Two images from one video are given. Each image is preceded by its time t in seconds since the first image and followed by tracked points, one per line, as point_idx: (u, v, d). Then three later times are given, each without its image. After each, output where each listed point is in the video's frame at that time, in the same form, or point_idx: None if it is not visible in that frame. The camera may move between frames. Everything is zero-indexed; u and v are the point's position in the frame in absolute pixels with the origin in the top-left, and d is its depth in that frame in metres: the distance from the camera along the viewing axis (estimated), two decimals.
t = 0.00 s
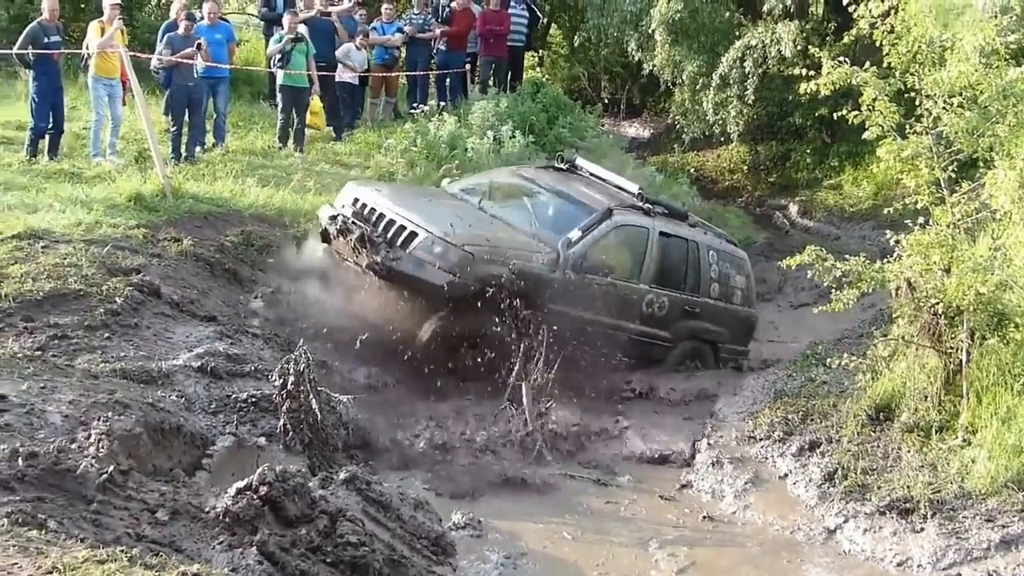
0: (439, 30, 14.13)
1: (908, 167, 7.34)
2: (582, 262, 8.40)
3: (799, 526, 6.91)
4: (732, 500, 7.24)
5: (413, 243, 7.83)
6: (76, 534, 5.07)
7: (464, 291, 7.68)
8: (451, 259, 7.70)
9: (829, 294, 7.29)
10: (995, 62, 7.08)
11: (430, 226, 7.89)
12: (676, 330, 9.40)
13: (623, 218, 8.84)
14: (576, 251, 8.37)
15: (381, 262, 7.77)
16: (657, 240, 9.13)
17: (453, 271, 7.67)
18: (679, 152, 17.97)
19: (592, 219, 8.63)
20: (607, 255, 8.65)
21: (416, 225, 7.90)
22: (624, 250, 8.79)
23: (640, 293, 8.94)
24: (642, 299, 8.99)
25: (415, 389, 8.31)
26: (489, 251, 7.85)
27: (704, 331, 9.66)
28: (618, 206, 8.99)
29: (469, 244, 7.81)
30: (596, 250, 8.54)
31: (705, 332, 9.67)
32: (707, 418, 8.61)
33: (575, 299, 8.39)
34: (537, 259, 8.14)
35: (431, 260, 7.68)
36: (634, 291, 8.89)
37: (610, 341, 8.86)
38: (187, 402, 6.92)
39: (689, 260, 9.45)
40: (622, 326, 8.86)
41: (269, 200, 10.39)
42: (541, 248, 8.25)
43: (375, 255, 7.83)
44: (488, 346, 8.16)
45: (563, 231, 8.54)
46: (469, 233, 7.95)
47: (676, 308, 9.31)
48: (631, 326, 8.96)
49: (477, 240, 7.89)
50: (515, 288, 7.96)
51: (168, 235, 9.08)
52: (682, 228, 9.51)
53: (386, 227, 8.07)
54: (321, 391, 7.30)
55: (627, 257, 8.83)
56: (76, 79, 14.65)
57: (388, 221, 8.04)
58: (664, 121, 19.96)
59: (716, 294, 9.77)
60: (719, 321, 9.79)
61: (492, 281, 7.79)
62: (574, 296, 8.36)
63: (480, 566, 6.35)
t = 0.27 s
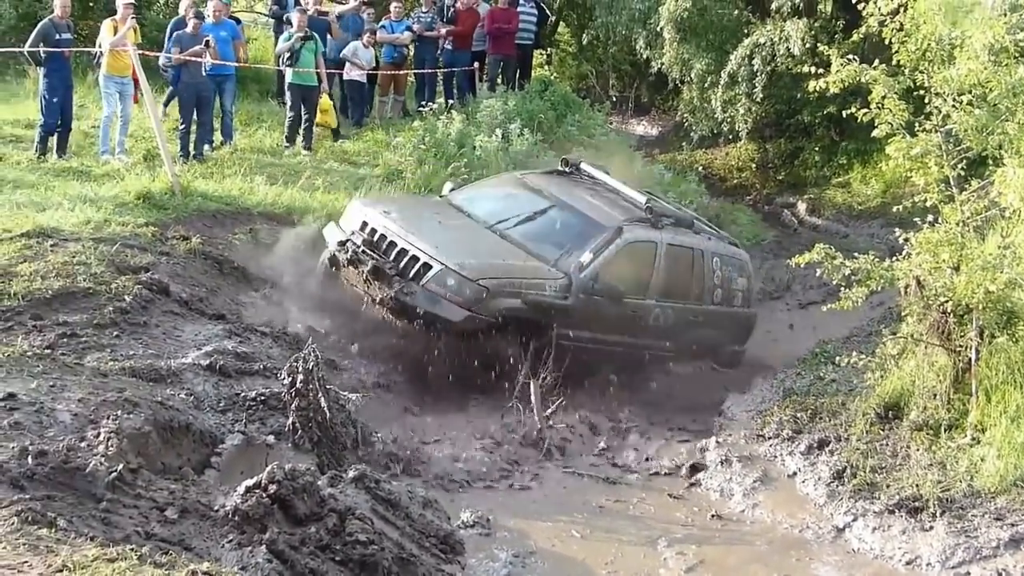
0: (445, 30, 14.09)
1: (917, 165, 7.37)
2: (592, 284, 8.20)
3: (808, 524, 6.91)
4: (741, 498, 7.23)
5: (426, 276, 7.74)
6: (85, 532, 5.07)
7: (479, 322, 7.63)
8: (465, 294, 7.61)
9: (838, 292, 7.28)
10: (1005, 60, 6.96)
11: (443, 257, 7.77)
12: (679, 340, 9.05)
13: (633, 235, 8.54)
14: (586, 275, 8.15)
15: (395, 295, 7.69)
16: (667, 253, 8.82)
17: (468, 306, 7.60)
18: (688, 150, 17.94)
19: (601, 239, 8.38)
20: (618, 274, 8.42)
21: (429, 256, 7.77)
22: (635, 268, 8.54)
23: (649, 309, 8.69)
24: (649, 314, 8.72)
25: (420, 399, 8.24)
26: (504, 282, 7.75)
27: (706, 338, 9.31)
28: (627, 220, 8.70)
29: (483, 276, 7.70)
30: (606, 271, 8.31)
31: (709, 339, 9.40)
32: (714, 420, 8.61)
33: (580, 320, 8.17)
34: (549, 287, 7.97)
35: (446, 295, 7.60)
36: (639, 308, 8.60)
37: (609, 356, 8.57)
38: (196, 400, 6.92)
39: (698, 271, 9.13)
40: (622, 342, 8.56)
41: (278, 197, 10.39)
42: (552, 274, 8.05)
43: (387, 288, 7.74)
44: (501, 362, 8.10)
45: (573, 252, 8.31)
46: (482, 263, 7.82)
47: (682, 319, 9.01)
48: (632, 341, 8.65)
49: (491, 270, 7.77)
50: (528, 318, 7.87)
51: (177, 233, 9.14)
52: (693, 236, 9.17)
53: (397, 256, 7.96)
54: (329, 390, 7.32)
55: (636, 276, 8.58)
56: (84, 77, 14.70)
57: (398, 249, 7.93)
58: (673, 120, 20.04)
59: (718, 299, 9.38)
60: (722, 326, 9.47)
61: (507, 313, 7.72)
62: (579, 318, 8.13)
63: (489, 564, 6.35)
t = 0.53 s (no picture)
0: (444, 31, 14.08)
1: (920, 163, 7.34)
2: (593, 289, 8.20)
3: (811, 522, 6.91)
4: (743, 497, 7.23)
5: (428, 281, 7.65)
6: (88, 532, 5.07)
7: (481, 328, 7.58)
8: (469, 300, 7.55)
9: (840, 291, 7.28)
10: (1007, 58, 6.97)
11: (445, 264, 7.69)
12: (672, 342, 9.03)
13: (632, 238, 8.53)
14: (587, 279, 8.16)
15: (396, 302, 7.58)
16: (665, 255, 8.81)
17: (471, 313, 7.55)
18: (689, 149, 17.91)
19: (601, 242, 8.37)
20: (617, 279, 8.42)
21: (431, 262, 7.69)
22: (634, 272, 8.54)
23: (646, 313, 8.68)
24: (644, 318, 8.71)
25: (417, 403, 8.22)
26: (507, 288, 7.70)
27: (699, 339, 9.27)
28: (625, 222, 8.68)
29: (488, 283, 7.63)
30: (606, 275, 8.32)
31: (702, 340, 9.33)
32: (716, 419, 8.60)
33: (577, 325, 8.17)
34: (551, 292, 7.94)
35: (449, 302, 7.53)
36: (636, 311, 8.59)
37: (602, 359, 8.58)
38: (199, 400, 6.93)
39: (695, 272, 9.12)
40: (615, 345, 8.56)
41: (280, 196, 10.38)
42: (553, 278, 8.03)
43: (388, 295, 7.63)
44: (505, 364, 8.07)
45: (573, 255, 8.30)
46: (485, 268, 7.76)
47: (675, 320, 8.98)
48: (625, 344, 8.65)
49: (494, 276, 7.70)
50: (529, 324, 7.85)
51: (179, 232, 9.17)
52: (689, 237, 9.16)
53: (398, 261, 7.83)
54: (332, 389, 7.33)
55: (636, 279, 8.57)
56: (87, 76, 14.70)
57: (399, 254, 7.83)
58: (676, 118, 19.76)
59: (711, 300, 9.33)
60: (714, 326, 9.41)
61: (510, 320, 7.68)
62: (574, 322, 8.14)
63: (492, 563, 6.36)
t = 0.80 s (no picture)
0: (446, 28, 14.16)
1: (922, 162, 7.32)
2: (571, 271, 8.19)
3: (812, 521, 6.91)
4: (744, 495, 7.23)
5: (399, 261, 7.70)
6: (90, 527, 5.07)
7: (455, 306, 7.62)
8: (439, 278, 7.59)
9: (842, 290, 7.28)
10: (1011, 57, 6.90)
11: (415, 243, 7.75)
12: (661, 334, 8.98)
13: (609, 222, 8.51)
14: (562, 261, 8.13)
15: (367, 280, 7.64)
16: (645, 242, 8.78)
17: (443, 290, 7.58)
18: (691, 147, 17.90)
19: (577, 225, 8.34)
20: (597, 263, 8.39)
21: (401, 243, 7.75)
22: (613, 256, 8.52)
23: (628, 299, 8.64)
24: (628, 305, 8.67)
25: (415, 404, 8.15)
26: (479, 267, 7.75)
27: (689, 333, 9.21)
28: (603, 208, 8.67)
29: (458, 261, 7.68)
30: (583, 258, 8.28)
31: (692, 334, 9.25)
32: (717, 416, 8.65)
33: (557, 308, 8.16)
34: (525, 273, 7.96)
35: (419, 280, 7.58)
36: (619, 297, 8.55)
37: (590, 350, 8.54)
38: (200, 395, 6.92)
39: (677, 261, 9.06)
40: (603, 334, 8.53)
41: (282, 191, 10.36)
42: (529, 260, 8.04)
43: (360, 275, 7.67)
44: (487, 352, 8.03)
45: (549, 238, 8.28)
46: (456, 248, 7.80)
47: (661, 311, 8.93)
48: (612, 333, 8.61)
49: (465, 255, 7.76)
50: (504, 304, 7.85)
51: (181, 228, 9.17)
52: (670, 226, 9.14)
53: (369, 242, 7.89)
54: (334, 385, 7.34)
55: (614, 264, 8.52)
56: (89, 71, 14.71)
57: (370, 237, 7.88)
58: (677, 116, 19.37)
59: (699, 293, 9.29)
60: (703, 318, 9.34)
61: (484, 297, 7.71)
62: (556, 307, 8.15)
63: (493, 560, 6.36)
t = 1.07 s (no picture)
0: (453, 25, 14.13)
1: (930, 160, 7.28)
2: (554, 251, 8.18)
3: (820, 520, 6.90)
4: (752, 494, 7.23)
5: (376, 228, 7.63)
6: (98, 524, 5.07)
7: (430, 274, 7.57)
8: (417, 245, 7.55)
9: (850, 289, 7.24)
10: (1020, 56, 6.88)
11: (393, 211, 7.68)
12: (648, 326, 8.96)
13: (595, 208, 8.54)
14: (545, 241, 8.14)
15: (342, 246, 7.54)
16: (632, 231, 8.79)
17: (420, 257, 7.55)
18: (699, 145, 17.87)
19: (562, 208, 8.37)
20: (580, 245, 8.39)
21: (379, 210, 7.68)
22: (598, 240, 8.52)
23: (613, 286, 8.60)
24: (614, 293, 8.64)
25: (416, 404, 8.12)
26: (457, 235, 7.72)
27: (677, 330, 9.19)
28: (589, 194, 8.70)
29: (435, 229, 7.65)
30: (567, 240, 8.28)
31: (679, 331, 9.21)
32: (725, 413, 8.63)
33: (540, 289, 8.16)
34: (505, 247, 7.93)
35: (396, 246, 7.51)
36: (604, 283, 8.54)
37: (575, 334, 8.51)
38: (208, 393, 6.93)
39: (667, 253, 9.06)
40: (587, 319, 8.52)
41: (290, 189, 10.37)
42: (511, 236, 8.04)
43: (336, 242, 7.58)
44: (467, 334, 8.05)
45: (533, 220, 8.29)
46: (434, 218, 7.76)
47: (648, 303, 8.90)
48: (595, 320, 8.58)
49: (443, 225, 7.73)
50: (483, 275, 7.85)
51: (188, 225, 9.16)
52: (658, 218, 9.18)
53: (346, 209, 7.80)
54: (341, 384, 7.33)
55: (599, 248, 8.52)
56: (98, 69, 14.74)
57: (347, 204, 7.80)
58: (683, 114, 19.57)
59: (691, 290, 9.31)
60: (692, 317, 9.32)
61: (460, 268, 7.67)
62: (537, 289, 8.14)
63: (500, 558, 6.37)
